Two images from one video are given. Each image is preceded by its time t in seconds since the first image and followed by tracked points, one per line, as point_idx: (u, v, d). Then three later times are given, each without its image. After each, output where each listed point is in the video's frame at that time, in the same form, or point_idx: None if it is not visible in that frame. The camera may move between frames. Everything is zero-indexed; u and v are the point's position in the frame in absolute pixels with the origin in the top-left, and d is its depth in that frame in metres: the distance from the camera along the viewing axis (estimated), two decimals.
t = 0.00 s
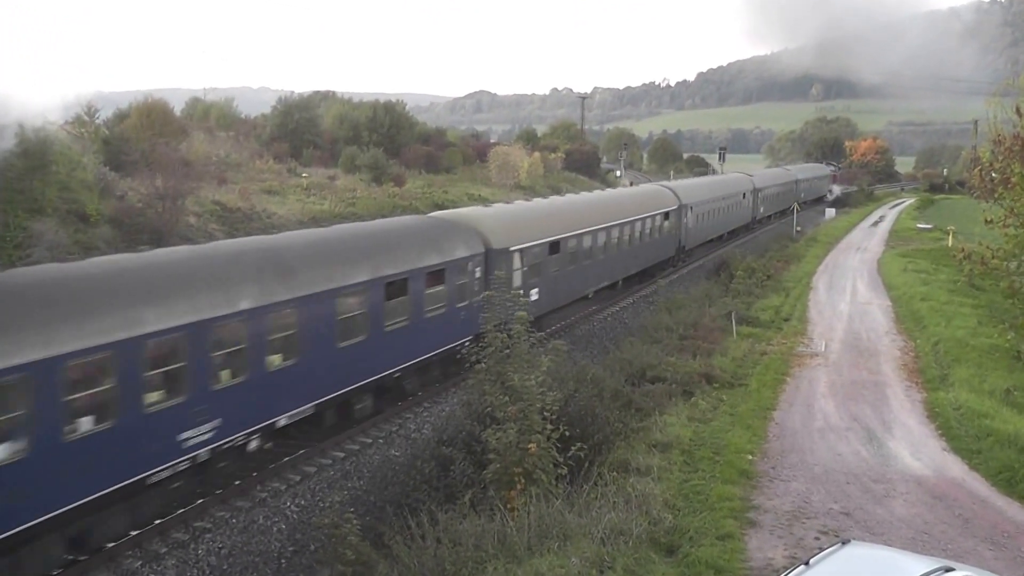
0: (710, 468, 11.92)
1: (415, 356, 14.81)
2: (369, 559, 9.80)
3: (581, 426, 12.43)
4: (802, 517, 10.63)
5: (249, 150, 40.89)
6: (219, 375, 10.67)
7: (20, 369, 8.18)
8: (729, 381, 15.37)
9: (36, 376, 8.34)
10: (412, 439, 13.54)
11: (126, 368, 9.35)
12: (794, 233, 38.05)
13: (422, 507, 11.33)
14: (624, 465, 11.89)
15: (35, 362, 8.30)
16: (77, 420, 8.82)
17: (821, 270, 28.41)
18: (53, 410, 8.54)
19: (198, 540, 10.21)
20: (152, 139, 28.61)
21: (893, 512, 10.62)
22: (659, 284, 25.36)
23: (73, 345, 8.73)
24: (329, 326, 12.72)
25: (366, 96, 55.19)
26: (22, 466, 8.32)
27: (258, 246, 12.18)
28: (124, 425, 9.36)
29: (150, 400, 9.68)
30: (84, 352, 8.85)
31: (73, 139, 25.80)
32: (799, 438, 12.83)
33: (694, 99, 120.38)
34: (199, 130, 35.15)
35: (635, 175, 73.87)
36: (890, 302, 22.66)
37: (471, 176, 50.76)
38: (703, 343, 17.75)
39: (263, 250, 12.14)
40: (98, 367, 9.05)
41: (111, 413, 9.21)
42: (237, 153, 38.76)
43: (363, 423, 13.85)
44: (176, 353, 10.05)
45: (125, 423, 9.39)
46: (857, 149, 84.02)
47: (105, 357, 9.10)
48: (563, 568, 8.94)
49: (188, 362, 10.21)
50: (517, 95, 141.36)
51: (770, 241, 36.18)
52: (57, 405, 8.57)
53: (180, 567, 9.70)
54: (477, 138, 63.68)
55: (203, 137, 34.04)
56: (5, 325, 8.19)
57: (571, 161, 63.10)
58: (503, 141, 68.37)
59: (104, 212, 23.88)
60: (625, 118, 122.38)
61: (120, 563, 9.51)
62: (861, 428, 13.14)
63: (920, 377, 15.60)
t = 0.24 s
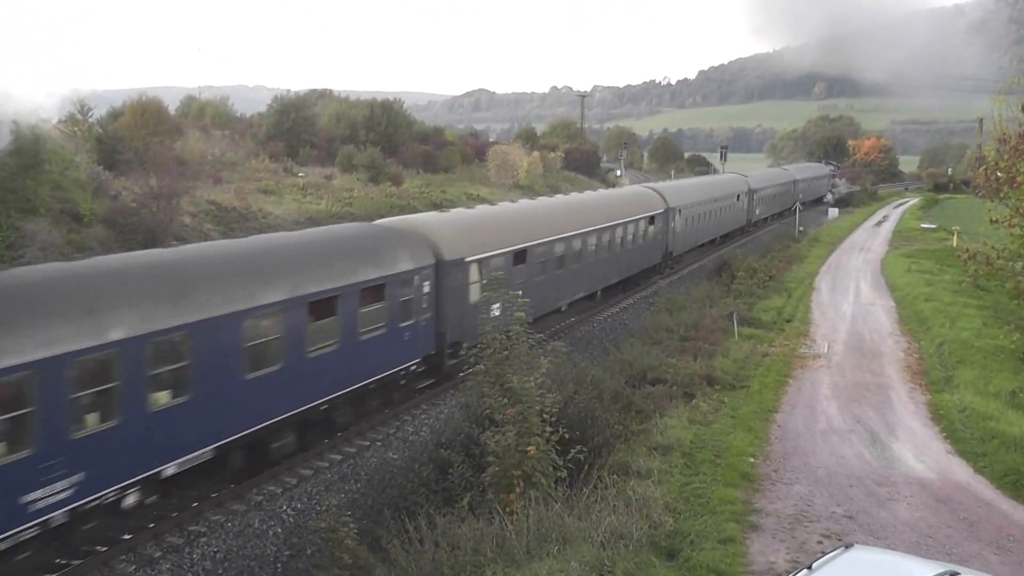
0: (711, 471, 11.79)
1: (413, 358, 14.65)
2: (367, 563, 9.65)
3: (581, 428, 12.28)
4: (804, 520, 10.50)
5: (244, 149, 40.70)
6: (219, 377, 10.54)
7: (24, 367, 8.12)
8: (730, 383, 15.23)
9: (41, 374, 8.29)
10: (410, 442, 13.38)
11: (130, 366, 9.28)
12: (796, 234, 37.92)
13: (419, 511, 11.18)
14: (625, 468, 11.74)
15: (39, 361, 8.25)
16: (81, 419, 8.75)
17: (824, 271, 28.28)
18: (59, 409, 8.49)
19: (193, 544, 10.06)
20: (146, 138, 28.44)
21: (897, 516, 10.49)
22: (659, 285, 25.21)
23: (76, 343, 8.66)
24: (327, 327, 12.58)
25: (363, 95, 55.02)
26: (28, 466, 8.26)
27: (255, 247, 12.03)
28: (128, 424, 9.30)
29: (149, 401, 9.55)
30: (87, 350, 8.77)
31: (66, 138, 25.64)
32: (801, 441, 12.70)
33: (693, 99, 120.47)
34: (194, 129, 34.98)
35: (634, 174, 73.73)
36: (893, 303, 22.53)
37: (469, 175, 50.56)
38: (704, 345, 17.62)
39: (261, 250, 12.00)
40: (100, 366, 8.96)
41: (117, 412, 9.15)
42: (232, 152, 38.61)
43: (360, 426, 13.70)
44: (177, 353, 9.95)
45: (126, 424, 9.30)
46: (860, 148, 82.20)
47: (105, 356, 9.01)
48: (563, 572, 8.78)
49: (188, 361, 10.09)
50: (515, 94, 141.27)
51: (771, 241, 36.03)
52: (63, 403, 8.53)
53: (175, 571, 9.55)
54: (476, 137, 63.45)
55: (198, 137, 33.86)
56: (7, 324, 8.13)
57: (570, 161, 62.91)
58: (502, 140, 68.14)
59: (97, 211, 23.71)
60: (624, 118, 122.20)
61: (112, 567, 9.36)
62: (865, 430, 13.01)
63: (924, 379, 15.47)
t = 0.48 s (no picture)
0: (712, 474, 11.64)
1: (415, 359, 14.48)
2: (364, 567, 9.50)
3: (582, 430, 12.13)
4: (807, 524, 10.36)
5: (239, 147, 40.51)
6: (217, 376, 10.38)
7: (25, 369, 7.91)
8: (732, 385, 15.08)
9: (49, 372, 8.19)
10: (407, 445, 13.22)
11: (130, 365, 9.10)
12: (799, 234, 37.77)
13: (417, 514, 11.03)
14: (625, 471, 11.60)
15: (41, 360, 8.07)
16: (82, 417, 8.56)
17: (826, 271, 28.15)
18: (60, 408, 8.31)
19: (187, 549, 9.90)
20: (140, 137, 28.27)
21: (901, 519, 10.35)
22: (660, 286, 25.06)
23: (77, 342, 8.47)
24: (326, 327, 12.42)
25: (361, 93, 54.86)
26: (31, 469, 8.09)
27: (253, 246, 11.78)
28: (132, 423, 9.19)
29: (146, 401, 9.38)
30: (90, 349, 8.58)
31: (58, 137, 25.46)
32: (804, 443, 12.56)
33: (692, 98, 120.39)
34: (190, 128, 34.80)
35: (633, 173, 73.59)
36: (897, 304, 22.42)
37: (467, 174, 50.36)
38: (705, 346, 17.48)
39: (261, 249, 11.85)
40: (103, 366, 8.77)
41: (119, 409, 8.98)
42: (227, 150, 38.43)
43: (357, 428, 13.56)
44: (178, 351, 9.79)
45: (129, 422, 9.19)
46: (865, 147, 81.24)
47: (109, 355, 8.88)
48: None
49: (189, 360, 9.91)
50: (513, 92, 141.18)
51: (774, 241, 35.90)
52: (65, 400, 8.37)
53: None
54: (473, 135, 63.23)
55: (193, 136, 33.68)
56: (6, 324, 7.91)
57: (569, 160, 62.73)
58: (500, 139, 67.94)
59: (90, 211, 23.54)
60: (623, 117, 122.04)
61: (105, 572, 9.19)
62: (868, 433, 12.87)
63: (928, 381, 15.33)
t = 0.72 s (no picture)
0: (716, 478, 11.46)
1: (411, 362, 14.34)
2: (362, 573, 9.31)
3: (584, 434, 11.95)
4: (812, 529, 10.18)
5: (235, 147, 40.29)
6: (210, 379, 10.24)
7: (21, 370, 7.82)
8: (736, 388, 14.90)
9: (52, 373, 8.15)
10: (405, 449, 13.04)
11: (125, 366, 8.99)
12: (804, 235, 37.62)
13: (416, 519, 10.85)
14: (628, 475, 11.42)
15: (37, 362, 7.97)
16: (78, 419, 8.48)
17: (831, 273, 27.96)
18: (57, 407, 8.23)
19: (182, 554, 9.71)
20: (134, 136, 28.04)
21: (908, 524, 10.18)
22: (662, 287, 24.89)
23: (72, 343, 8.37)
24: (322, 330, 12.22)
25: (360, 92, 54.66)
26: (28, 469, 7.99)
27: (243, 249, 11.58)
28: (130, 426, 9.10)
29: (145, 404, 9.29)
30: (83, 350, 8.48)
31: (51, 138, 25.26)
32: (809, 447, 12.39)
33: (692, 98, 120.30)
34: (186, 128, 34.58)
35: (633, 172, 73.41)
36: (903, 306, 22.26)
37: (467, 174, 50.18)
38: (708, 348, 17.31)
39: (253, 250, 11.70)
40: (95, 368, 8.66)
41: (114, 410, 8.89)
42: (224, 150, 38.24)
43: (355, 431, 13.37)
44: (171, 355, 9.66)
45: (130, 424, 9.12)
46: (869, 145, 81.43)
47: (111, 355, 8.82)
48: None
49: (181, 362, 9.80)
50: (513, 91, 141.05)
51: (778, 242, 35.72)
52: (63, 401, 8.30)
53: None
54: (473, 134, 63.03)
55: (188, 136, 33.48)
56: (3, 325, 7.82)
57: (570, 159, 62.56)
58: (500, 138, 67.75)
59: (83, 212, 23.34)
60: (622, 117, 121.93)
61: None
62: (874, 437, 12.71)
63: (936, 384, 15.17)
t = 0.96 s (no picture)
0: (719, 483, 11.30)
1: (409, 365, 14.15)
2: None
3: (584, 437, 11.76)
4: (816, 534, 10.01)
5: (230, 146, 40.09)
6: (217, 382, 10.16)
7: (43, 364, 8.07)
8: (740, 391, 14.74)
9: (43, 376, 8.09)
10: (404, 452, 12.85)
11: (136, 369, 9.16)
12: (809, 236, 37.44)
13: (414, 524, 10.66)
14: (629, 480, 11.25)
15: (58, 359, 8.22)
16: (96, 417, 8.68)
17: (835, 274, 27.80)
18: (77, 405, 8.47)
19: (176, 561, 9.52)
20: (128, 136, 27.86)
21: (914, 530, 10.01)
22: (664, 289, 24.72)
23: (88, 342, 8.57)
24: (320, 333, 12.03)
25: (359, 90, 54.47)
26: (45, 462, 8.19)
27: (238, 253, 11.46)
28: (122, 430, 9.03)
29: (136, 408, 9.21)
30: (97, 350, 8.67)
31: (43, 137, 25.08)
32: (813, 451, 12.22)
33: (692, 97, 120.24)
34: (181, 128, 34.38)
35: (632, 172, 73.27)
36: (909, 308, 22.09)
37: (466, 173, 49.99)
38: (710, 351, 17.14)
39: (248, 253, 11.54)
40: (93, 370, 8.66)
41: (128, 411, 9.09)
42: (219, 149, 38.04)
43: (351, 435, 13.14)
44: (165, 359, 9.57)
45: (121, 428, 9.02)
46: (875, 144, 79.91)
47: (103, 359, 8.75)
48: None
49: (180, 364, 9.82)
50: (512, 90, 140.95)
51: (782, 242, 35.54)
52: (66, 400, 8.34)
53: None
54: (473, 134, 62.83)
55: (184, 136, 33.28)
56: None
57: (571, 160, 62.40)
58: (500, 137, 67.57)
59: (76, 212, 23.16)
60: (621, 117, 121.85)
61: None
62: (880, 440, 12.55)
63: (943, 387, 15.00)
